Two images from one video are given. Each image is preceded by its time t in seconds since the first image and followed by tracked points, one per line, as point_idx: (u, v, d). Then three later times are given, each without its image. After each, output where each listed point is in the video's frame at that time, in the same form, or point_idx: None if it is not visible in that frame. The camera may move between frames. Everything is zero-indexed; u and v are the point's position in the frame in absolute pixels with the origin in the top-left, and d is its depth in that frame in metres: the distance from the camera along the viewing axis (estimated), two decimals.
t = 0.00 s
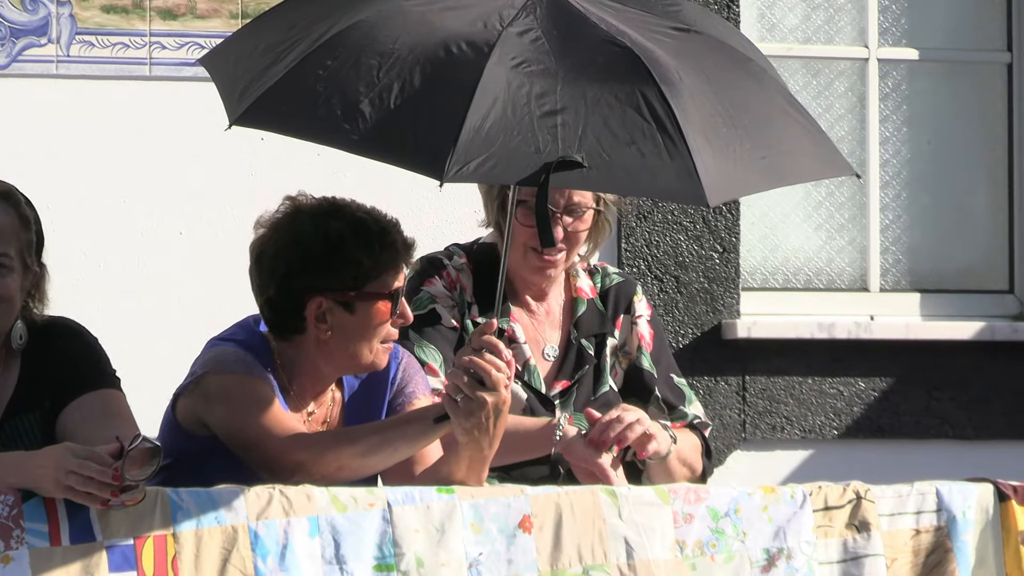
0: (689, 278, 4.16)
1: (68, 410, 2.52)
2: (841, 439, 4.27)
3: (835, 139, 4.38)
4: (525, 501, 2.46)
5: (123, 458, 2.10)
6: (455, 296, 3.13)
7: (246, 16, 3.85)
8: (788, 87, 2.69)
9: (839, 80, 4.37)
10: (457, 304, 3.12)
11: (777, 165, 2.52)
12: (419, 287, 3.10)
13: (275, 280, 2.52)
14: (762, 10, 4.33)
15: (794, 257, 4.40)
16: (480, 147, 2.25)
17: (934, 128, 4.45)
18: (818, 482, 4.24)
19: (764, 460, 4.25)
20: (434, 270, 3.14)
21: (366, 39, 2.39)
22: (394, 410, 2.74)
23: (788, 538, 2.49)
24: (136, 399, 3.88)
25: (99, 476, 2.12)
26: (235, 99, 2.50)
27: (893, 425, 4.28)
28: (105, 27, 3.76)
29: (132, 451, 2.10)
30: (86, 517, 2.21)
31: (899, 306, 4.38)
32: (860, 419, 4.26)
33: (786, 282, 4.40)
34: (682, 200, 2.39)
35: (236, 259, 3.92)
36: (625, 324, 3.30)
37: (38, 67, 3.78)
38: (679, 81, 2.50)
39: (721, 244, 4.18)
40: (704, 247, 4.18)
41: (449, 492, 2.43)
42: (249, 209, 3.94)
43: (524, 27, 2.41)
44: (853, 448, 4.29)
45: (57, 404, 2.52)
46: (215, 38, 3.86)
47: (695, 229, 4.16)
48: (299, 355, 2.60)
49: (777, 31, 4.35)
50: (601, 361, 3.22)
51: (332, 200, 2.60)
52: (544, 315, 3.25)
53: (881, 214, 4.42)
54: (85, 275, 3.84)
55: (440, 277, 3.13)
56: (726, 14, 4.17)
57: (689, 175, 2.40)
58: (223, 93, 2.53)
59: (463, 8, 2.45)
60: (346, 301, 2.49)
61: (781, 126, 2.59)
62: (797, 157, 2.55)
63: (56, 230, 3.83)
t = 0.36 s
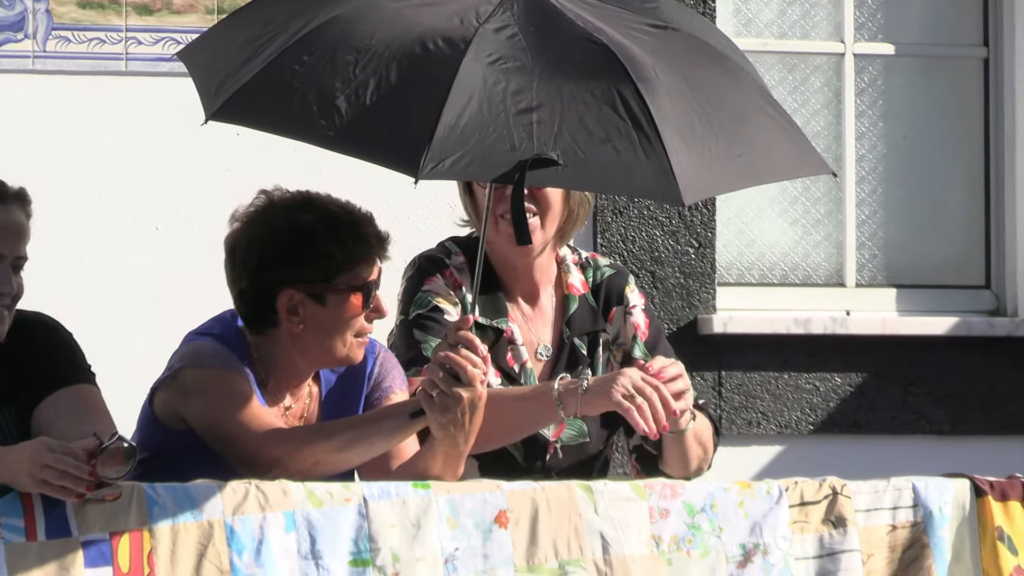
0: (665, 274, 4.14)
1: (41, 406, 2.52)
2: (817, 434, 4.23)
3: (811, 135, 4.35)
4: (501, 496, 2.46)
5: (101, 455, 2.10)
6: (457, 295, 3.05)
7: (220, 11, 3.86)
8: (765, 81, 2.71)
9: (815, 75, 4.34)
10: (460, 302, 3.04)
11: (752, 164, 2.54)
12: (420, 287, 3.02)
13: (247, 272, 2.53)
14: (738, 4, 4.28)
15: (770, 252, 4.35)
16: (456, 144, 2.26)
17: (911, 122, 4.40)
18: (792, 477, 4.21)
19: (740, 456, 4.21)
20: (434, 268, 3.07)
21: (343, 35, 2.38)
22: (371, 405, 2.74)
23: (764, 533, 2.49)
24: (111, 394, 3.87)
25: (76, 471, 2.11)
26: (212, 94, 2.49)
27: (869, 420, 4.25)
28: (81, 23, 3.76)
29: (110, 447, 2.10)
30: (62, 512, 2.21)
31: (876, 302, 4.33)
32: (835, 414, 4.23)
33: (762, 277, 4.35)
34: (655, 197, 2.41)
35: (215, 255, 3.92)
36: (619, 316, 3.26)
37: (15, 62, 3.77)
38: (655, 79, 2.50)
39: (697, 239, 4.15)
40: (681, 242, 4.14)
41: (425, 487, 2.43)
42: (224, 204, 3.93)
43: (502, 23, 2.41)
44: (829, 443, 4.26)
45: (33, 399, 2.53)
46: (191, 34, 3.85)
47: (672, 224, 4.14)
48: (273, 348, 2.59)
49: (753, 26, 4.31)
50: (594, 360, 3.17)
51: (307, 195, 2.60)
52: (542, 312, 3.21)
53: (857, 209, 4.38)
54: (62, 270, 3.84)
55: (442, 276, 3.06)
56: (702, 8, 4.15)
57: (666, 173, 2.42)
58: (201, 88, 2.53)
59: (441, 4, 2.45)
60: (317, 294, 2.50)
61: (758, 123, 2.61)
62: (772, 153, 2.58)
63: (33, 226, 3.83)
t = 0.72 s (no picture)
0: (639, 270, 4.06)
1: (17, 405, 2.50)
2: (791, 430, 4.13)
3: (783, 132, 4.27)
4: (476, 493, 2.46)
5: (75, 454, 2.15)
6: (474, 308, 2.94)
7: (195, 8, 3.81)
8: (739, 85, 2.68)
9: (788, 71, 4.26)
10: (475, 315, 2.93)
11: (723, 165, 2.52)
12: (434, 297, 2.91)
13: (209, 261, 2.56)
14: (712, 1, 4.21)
15: (743, 249, 4.27)
16: (425, 151, 2.26)
17: (886, 117, 4.31)
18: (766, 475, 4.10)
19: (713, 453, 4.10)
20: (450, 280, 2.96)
21: (314, 40, 2.37)
22: (347, 402, 2.72)
23: (738, 529, 2.48)
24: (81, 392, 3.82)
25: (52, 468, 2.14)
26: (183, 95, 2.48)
27: (844, 417, 4.14)
28: (55, 20, 3.74)
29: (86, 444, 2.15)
30: (36, 511, 2.21)
31: (850, 299, 4.24)
32: (810, 410, 4.12)
33: (735, 273, 4.26)
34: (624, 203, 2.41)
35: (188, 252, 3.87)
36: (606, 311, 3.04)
37: None
38: (625, 82, 2.49)
39: (670, 235, 4.09)
40: (654, 239, 4.08)
41: (399, 484, 2.43)
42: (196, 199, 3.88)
43: (472, 27, 2.40)
44: (801, 439, 4.16)
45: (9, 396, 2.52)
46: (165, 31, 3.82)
47: (646, 220, 4.08)
48: (242, 338, 2.59)
49: (726, 23, 4.24)
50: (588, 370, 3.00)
51: (273, 186, 2.60)
52: (540, 331, 3.01)
53: (830, 204, 4.29)
54: (34, 268, 3.79)
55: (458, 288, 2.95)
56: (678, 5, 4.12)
57: (636, 178, 2.43)
58: (171, 86, 2.52)
59: (406, 7, 2.42)
60: (269, 282, 2.48)
61: (728, 128, 2.59)
62: (743, 159, 2.55)
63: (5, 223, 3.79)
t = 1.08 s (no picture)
0: (607, 266, 4.01)
1: None
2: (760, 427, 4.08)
3: (754, 127, 4.25)
4: (446, 488, 2.46)
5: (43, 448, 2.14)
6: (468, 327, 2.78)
7: (166, 4, 3.76)
8: (712, 89, 2.57)
9: (758, 68, 4.24)
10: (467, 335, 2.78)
11: (698, 169, 2.40)
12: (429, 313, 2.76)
13: (183, 255, 2.57)
14: None
15: (714, 245, 4.24)
16: (397, 152, 2.06)
17: (856, 114, 4.29)
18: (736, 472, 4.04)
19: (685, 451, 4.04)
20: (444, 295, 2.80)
21: (290, 36, 2.20)
22: (318, 395, 2.72)
23: (701, 527, 2.49)
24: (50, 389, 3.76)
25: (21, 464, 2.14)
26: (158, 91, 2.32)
27: (814, 413, 4.10)
28: (25, 16, 3.68)
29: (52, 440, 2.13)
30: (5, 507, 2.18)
31: (820, 295, 4.22)
32: (780, 406, 4.07)
33: (705, 269, 4.22)
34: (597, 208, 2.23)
35: (160, 249, 3.81)
36: (608, 341, 2.89)
37: None
38: (600, 85, 2.33)
39: (640, 231, 4.02)
40: (625, 235, 4.02)
41: (369, 481, 2.42)
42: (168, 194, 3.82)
43: (448, 27, 2.23)
44: (771, 435, 4.11)
45: None
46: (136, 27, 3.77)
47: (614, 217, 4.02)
48: (213, 331, 2.60)
49: (696, 19, 4.21)
50: (584, 401, 2.86)
51: (250, 181, 2.62)
52: (537, 359, 2.86)
53: (801, 200, 4.27)
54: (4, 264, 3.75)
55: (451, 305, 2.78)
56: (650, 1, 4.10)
57: (610, 183, 2.25)
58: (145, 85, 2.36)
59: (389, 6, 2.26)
60: (237, 273, 2.48)
61: (705, 133, 2.47)
62: (720, 165, 2.44)
63: None
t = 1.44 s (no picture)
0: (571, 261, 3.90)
1: None
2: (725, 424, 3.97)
3: (722, 123, 4.16)
4: (414, 485, 2.43)
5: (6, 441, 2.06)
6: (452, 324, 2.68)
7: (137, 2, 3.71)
8: (678, 88, 2.54)
9: (726, 65, 4.16)
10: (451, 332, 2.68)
11: (664, 175, 2.38)
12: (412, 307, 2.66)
13: (157, 251, 2.52)
14: None
15: (682, 241, 4.15)
16: (366, 160, 2.06)
17: (824, 110, 4.21)
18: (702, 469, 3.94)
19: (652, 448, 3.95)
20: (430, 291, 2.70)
21: (263, 35, 2.18)
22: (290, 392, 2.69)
23: (668, 524, 2.48)
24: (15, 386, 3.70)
25: None
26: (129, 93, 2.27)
27: (781, 409, 3.99)
28: None
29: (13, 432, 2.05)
30: None
31: (787, 292, 4.14)
32: (747, 402, 3.97)
33: (673, 266, 4.14)
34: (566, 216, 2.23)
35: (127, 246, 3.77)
36: (588, 334, 2.78)
37: None
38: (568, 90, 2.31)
39: (609, 228, 3.91)
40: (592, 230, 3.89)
41: (337, 477, 2.38)
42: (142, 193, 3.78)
43: (419, 31, 2.21)
44: (737, 432, 4.00)
45: None
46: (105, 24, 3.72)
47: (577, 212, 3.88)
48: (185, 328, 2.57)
49: (665, 16, 4.13)
50: (566, 393, 2.72)
51: (222, 177, 2.57)
52: (521, 354, 2.75)
53: (768, 197, 4.18)
54: None
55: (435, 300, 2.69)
56: None
57: (579, 191, 2.25)
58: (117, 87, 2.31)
59: (358, 8, 2.24)
60: (209, 269, 2.43)
61: (672, 136, 2.45)
62: (686, 168, 2.42)
63: None
